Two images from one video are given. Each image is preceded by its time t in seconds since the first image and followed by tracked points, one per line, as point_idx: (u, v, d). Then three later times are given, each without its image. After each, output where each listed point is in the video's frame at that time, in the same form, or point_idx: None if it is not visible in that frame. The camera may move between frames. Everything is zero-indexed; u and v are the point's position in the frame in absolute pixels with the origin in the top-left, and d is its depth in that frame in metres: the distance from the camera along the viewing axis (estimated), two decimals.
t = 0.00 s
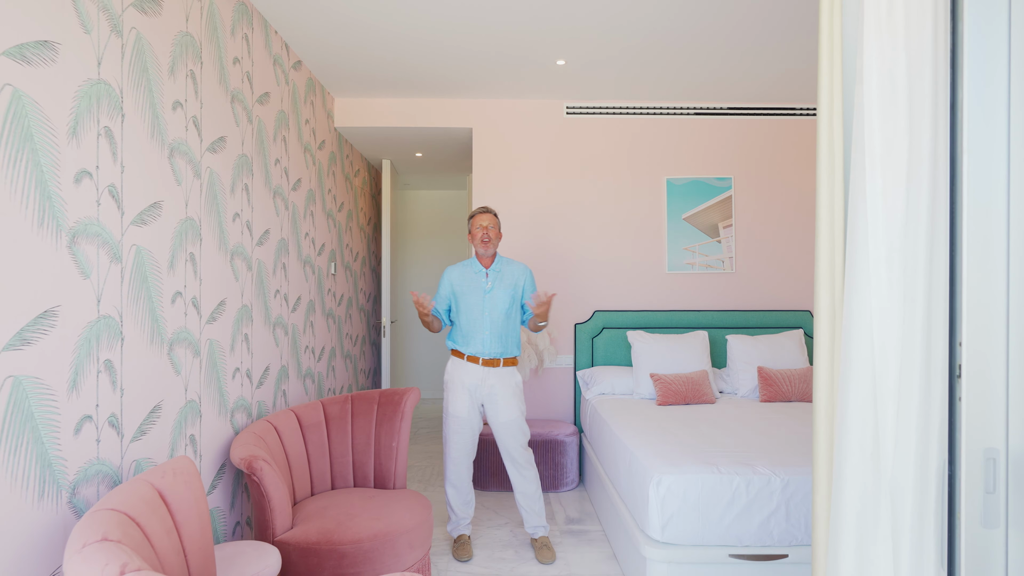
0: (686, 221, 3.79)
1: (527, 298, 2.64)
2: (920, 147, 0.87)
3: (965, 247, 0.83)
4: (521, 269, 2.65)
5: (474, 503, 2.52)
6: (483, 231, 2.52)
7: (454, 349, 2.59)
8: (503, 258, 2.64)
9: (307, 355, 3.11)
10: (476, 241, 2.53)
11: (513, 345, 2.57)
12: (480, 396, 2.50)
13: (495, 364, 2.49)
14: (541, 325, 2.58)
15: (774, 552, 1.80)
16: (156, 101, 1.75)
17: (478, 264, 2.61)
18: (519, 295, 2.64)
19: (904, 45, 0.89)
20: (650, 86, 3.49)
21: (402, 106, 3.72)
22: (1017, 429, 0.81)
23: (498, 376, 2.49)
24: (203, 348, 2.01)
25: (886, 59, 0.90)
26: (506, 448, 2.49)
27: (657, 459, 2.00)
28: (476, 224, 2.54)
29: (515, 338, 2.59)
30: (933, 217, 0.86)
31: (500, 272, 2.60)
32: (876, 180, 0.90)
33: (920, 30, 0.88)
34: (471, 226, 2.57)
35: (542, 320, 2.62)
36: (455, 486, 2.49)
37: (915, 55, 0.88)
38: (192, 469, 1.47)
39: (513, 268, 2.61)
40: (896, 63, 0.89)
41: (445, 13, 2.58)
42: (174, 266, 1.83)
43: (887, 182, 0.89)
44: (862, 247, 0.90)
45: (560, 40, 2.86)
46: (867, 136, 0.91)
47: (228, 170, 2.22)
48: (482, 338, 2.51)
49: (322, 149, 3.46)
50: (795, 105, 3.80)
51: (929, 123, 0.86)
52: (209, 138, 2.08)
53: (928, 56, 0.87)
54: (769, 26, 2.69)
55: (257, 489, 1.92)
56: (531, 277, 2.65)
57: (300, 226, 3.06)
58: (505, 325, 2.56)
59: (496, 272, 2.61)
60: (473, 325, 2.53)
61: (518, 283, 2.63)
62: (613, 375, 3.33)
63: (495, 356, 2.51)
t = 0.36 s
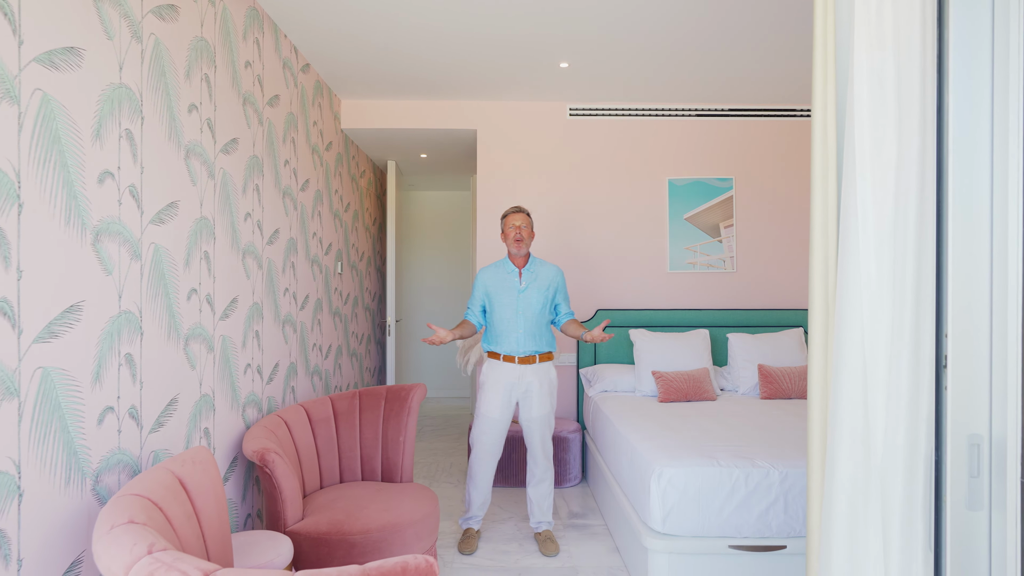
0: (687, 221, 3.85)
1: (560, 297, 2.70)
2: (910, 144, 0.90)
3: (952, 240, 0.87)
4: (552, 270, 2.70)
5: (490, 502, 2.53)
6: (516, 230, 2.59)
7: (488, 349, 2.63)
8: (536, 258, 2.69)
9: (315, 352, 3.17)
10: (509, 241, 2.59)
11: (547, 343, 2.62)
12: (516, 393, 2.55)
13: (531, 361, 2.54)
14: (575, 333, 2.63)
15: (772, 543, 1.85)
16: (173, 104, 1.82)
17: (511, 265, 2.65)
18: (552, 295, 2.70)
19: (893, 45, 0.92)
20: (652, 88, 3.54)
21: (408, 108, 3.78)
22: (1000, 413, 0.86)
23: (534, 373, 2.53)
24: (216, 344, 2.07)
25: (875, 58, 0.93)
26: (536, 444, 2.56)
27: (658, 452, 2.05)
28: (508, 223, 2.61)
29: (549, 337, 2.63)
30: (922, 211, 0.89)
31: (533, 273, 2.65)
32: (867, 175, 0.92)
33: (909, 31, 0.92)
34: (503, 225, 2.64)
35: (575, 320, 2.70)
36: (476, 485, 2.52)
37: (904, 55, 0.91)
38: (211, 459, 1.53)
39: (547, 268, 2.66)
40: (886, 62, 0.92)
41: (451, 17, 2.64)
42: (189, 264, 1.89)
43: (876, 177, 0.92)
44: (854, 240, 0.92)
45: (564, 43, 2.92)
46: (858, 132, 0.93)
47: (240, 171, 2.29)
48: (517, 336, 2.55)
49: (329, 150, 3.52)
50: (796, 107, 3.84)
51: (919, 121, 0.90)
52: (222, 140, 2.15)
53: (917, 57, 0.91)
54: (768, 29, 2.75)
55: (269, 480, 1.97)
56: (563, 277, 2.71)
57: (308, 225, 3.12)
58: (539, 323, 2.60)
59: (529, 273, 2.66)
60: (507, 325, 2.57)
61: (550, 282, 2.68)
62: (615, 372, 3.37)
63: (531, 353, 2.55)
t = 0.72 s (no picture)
0: (691, 222, 3.89)
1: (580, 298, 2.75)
2: (904, 147, 0.94)
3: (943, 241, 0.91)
4: (573, 271, 2.75)
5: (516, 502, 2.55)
6: (539, 234, 2.62)
7: (509, 348, 2.68)
8: (557, 259, 2.74)
9: (325, 351, 3.22)
10: (531, 242, 2.62)
11: (565, 343, 2.67)
12: (535, 390, 2.60)
13: (552, 360, 2.59)
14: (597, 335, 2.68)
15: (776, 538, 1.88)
16: (193, 109, 1.88)
17: (532, 266, 2.69)
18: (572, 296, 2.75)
19: (888, 52, 0.96)
20: (656, 90, 3.59)
21: (416, 112, 3.84)
22: (991, 406, 0.90)
23: (554, 371, 2.59)
24: (232, 341, 2.13)
25: (871, 64, 0.97)
26: (553, 440, 2.60)
27: (663, 448, 2.09)
28: (531, 225, 2.65)
29: (568, 336, 2.68)
30: (916, 213, 0.93)
31: (555, 274, 2.69)
32: (863, 178, 0.97)
33: (904, 39, 0.96)
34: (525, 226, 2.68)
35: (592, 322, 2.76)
36: (499, 483, 2.54)
37: (898, 61, 0.96)
38: (230, 451, 1.58)
39: (569, 270, 2.71)
40: (881, 68, 0.96)
41: (460, 22, 2.70)
42: (208, 263, 1.95)
43: (873, 179, 0.96)
44: (851, 241, 0.96)
45: (570, 47, 2.98)
46: (854, 136, 0.97)
47: (255, 173, 2.35)
48: (537, 336, 2.60)
49: (339, 153, 3.58)
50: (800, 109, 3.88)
51: (913, 125, 0.94)
52: (238, 143, 2.21)
53: (911, 64, 0.95)
54: (771, 33, 2.80)
55: (284, 474, 2.03)
56: (583, 279, 2.76)
57: (319, 227, 3.18)
58: (560, 323, 2.65)
59: (550, 274, 2.70)
60: (529, 325, 2.61)
61: (571, 283, 2.72)
62: (621, 372, 3.41)
63: (551, 352, 2.60)
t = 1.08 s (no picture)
0: (700, 225, 3.91)
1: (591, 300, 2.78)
2: (903, 154, 0.97)
3: (941, 243, 0.94)
4: (585, 273, 2.79)
5: (527, 498, 2.58)
6: (553, 232, 2.67)
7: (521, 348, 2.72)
8: (570, 261, 2.77)
9: (339, 352, 3.28)
10: (545, 243, 2.67)
11: (576, 343, 2.70)
12: (547, 390, 2.64)
13: (563, 360, 2.63)
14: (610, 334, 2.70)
15: (783, 535, 1.90)
16: (214, 116, 1.95)
17: (545, 266, 2.73)
18: (584, 298, 2.78)
19: (887, 62, 1.00)
20: (665, 95, 3.62)
21: (428, 116, 3.90)
22: (987, 404, 0.92)
23: (565, 372, 2.62)
24: (251, 341, 2.19)
25: (871, 73, 1.01)
26: (564, 440, 2.64)
27: (671, 447, 2.11)
28: (545, 225, 2.70)
29: (580, 337, 2.71)
30: (915, 217, 0.96)
31: (568, 275, 2.73)
32: (863, 183, 1.00)
33: (902, 48, 0.99)
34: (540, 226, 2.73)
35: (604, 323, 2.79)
36: (511, 481, 2.58)
37: (897, 69, 0.99)
38: (251, 447, 1.64)
39: (581, 271, 2.74)
40: (880, 77, 1.00)
41: (470, 29, 2.75)
42: (228, 265, 2.02)
43: (873, 185, 1.00)
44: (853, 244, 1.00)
45: (580, 53, 3.03)
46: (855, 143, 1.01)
47: (272, 178, 2.42)
48: (549, 336, 2.63)
49: (352, 157, 3.64)
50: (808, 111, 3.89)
51: (911, 131, 0.97)
52: (257, 149, 2.27)
53: (909, 73, 0.98)
54: (779, 38, 2.82)
55: (300, 471, 2.08)
56: (595, 281, 2.80)
57: (333, 230, 3.24)
58: (572, 324, 2.68)
59: (563, 275, 2.74)
60: (541, 324, 2.65)
61: (584, 285, 2.76)
62: (630, 372, 3.43)
63: (562, 352, 2.64)
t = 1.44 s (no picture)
0: (714, 226, 3.91)
1: (606, 300, 2.80)
2: (908, 153, 0.99)
3: (945, 241, 0.96)
4: (600, 274, 2.81)
5: (542, 497, 2.61)
6: (566, 234, 2.69)
7: (536, 347, 2.75)
8: (584, 261, 2.80)
9: (356, 352, 3.34)
10: (558, 243, 2.70)
11: (592, 342, 2.72)
12: (560, 390, 2.66)
13: (577, 360, 2.65)
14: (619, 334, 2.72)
15: (795, 534, 1.90)
16: (237, 122, 2.01)
17: (560, 267, 2.76)
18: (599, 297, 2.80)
19: (893, 62, 1.01)
20: (678, 96, 3.64)
21: (443, 120, 3.95)
22: (992, 399, 0.95)
23: (579, 371, 2.65)
24: (271, 340, 2.25)
25: (877, 72, 1.02)
26: (577, 439, 2.66)
27: (684, 445, 2.12)
28: (559, 226, 2.72)
29: (594, 337, 2.73)
30: (920, 215, 0.98)
31: (583, 275, 2.76)
32: (871, 182, 1.02)
33: (909, 48, 1.00)
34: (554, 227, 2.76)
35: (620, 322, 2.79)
36: (524, 478, 2.61)
37: (904, 68, 1.01)
38: (273, 441, 1.70)
39: (596, 271, 2.77)
40: (887, 77, 1.01)
41: (484, 35, 2.80)
42: (250, 267, 2.08)
43: (880, 184, 1.01)
44: (860, 242, 1.02)
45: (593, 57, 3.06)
46: (861, 143, 1.03)
47: (292, 181, 2.48)
48: (564, 336, 2.66)
49: (369, 161, 3.71)
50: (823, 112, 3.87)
51: (917, 131, 0.98)
52: (277, 153, 2.34)
53: (915, 73, 1.00)
54: (793, 40, 2.82)
55: (319, 467, 2.14)
56: (610, 282, 2.82)
57: (350, 232, 3.30)
58: (587, 324, 2.70)
59: (578, 275, 2.76)
60: (556, 323, 2.68)
61: (598, 285, 2.78)
62: (643, 372, 3.44)
63: (576, 352, 2.66)
